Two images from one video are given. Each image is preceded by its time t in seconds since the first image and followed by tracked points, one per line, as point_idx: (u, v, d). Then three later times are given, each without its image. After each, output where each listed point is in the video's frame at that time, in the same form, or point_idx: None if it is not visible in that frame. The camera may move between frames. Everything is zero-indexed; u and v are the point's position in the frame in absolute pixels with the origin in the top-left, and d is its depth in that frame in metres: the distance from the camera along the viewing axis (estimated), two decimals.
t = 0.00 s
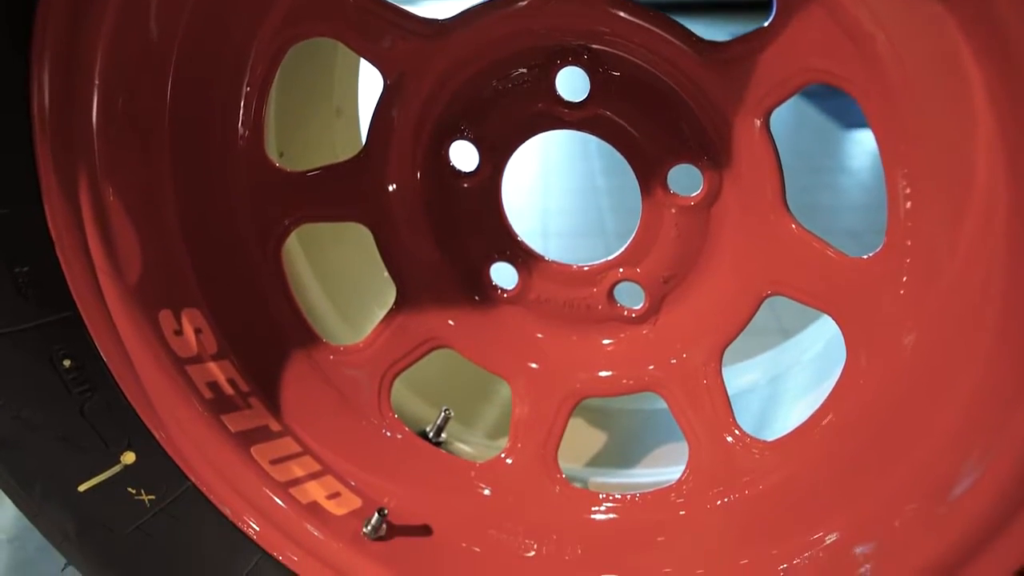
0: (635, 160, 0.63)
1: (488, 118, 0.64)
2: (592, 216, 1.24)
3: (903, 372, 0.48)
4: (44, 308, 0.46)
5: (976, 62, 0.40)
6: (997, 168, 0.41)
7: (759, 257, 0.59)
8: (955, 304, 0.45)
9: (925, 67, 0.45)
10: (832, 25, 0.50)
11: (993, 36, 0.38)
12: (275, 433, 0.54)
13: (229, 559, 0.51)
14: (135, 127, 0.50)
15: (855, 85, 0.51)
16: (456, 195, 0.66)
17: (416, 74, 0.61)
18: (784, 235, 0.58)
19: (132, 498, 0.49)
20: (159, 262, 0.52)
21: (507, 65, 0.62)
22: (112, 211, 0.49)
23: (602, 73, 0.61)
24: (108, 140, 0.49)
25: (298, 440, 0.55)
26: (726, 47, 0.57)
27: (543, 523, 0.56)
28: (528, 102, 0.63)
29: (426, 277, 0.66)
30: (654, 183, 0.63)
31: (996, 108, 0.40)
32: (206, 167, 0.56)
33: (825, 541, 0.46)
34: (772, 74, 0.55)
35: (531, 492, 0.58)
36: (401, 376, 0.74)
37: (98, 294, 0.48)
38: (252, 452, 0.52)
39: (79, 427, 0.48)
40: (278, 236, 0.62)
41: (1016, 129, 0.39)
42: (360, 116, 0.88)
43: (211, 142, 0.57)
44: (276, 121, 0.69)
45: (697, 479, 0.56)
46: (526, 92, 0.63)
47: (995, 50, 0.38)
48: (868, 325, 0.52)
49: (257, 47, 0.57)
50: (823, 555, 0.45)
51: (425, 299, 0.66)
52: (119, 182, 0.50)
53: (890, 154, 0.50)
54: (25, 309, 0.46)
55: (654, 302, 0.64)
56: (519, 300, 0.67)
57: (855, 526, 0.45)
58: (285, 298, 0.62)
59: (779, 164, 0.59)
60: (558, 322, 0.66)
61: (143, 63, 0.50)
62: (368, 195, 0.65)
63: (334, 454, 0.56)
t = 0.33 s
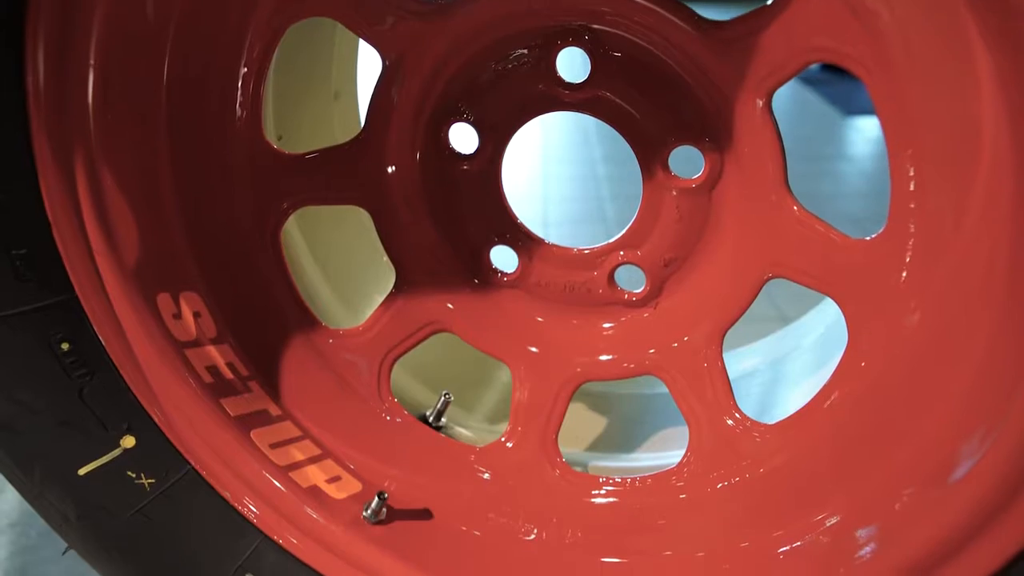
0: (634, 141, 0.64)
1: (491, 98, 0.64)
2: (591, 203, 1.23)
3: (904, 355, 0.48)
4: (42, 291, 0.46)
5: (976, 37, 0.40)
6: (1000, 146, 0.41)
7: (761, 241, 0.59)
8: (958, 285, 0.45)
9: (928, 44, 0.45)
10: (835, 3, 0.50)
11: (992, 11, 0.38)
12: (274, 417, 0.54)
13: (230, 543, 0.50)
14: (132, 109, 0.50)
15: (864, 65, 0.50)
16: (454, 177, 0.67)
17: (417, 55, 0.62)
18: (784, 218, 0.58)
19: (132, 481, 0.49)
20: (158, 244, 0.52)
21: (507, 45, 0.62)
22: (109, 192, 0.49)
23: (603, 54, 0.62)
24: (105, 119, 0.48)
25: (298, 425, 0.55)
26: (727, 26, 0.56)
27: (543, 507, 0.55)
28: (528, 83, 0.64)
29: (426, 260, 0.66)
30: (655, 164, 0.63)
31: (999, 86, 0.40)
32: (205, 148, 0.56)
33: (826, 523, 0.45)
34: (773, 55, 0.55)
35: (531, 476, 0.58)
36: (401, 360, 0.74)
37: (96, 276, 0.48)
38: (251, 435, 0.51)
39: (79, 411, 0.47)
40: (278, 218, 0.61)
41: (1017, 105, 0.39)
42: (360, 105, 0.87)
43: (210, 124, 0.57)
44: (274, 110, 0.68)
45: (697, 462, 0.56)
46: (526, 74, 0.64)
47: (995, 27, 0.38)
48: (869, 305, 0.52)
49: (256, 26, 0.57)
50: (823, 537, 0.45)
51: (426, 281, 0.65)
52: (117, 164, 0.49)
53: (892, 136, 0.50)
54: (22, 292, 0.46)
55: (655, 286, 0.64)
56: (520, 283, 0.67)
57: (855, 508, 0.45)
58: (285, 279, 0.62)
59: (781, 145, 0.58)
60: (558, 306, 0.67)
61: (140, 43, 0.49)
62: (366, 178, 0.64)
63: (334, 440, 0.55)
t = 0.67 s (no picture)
0: (634, 125, 0.63)
1: (491, 82, 0.64)
2: (591, 191, 1.23)
3: (905, 339, 0.48)
4: (40, 276, 0.46)
5: (978, 16, 0.40)
6: (1004, 127, 0.41)
7: (762, 226, 0.59)
8: (961, 269, 0.44)
9: (932, 24, 0.44)
10: None
11: None
12: (274, 403, 0.54)
13: (230, 528, 0.50)
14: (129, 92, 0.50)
15: (868, 47, 0.49)
16: (455, 161, 0.66)
17: (416, 37, 0.62)
18: (786, 202, 0.57)
19: (132, 467, 0.49)
20: (156, 228, 0.52)
21: (507, 28, 0.62)
22: (106, 176, 0.48)
23: (603, 36, 0.62)
24: (103, 102, 0.48)
25: (298, 410, 0.55)
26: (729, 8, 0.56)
27: (543, 492, 0.55)
28: (528, 67, 0.63)
29: (426, 244, 0.66)
30: (656, 148, 0.63)
31: (1005, 66, 0.40)
32: (203, 132, 0.56)
33: (827, 508, 0.45)
34: (775, 37, 0.54)
35: (530, 461, 0.58)
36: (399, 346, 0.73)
37: (94, 261, 0.48)
38: (251, 421, 0.51)
39: (78, 397, 0.47)
40: (276, 203, 0.61)
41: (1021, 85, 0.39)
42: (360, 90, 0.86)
43: (208, 107, 0.56)
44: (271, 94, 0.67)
45: (697, 447, 0.56)
46: (526, 57, 0.63)
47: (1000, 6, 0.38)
48: (871, 288, 0.51)
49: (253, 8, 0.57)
50: (824, 521, 0.45)
51: (426, 266, 0.65)
52: (114, 147, 0.49)
53: (894, 119, 0.50)
54: (19, 277, 0.45)
55: (655, 271, 0.64)
56: (519, 269, 0.67)
57: (857, 493, 0.45)
58: (284, 264, 0.61)
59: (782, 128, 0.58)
60: (558, 291, 0.66)
61: (136, 25, 0.49)
62: (364, 163, 0.64)
63: (334, 426, 0.55)
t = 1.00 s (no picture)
0: (636, 109, 0.63)
1: (491, 66, 0.64)
2: (591, 181, 1.22)
3: (908, 323, 0.47)
4: (37, 260, 0.46)
5: None
6: (1009, 108, 0.40)
7: (763, 210, 0.58)
8: (965, 251, 0.44)
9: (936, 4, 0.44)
10: None
11: None
12: (274, 388, 0.54)
13: (230, 513, 0.49)
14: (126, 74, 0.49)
15: (872, 29, 0.49)
16: (455, 145, 0.66)
17: (415, 20, 0.62)
18: (788, 186, 0.57)
19: (132, 453, 0.48)
20: (154, 211, 0.51)
21: (506, 10, 0.62)
22: (104, 158, 0.48)
23: (604, 18, 0.61)
24: (100, 84, 0.47)
25: (298, 396, 0.54)
26: None
27: (543, 477, 0.55)
28: (529, 50, 0.63)
29: (423, 228, 0.66)
30: (658, 133, 0.62)
31: (1010, 46, 0.39)
32: (200, 116, 0.55)
33: (828, 493, 0.45)
34: (777, 19, 0.54)
35: (530, 446, 0.58)
36: (400, 332, 0.74)
37: (92, 244, 0.47)
38: (250, 408, 0.51)
39: (76, 382, 0.47)
40: (276, 187, 0.61)
41: None
42: (360, 73, 0.85)
43: (205, 91, 0.56)
44: (270, 78, 0.66)
45: (698, 433, 0.56)
46: (526, 39, 0.63)
47: None
48: (873, 272, 0.51)
49: None
50: (825, 506, 0.45)
51: (426, 251, 0.65)
52: (111, 130, 0.48)
53: (898, 101, 0.49)
54: (16, 262, 0.45)
55: (656, 256, 0.64)
56: (520, 254, 0.66)
57: (858, 478, 0.44)
58: (283, 249, 0.61)
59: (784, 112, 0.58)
60: (558, 276, 0.66)
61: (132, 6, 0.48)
62: (364, 147, 0.64)
63: (334, 412, 0.55)
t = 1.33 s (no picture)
0: (637, 92, 0.62)
1: (490, 48, 0.63)
2: (591, 168, 1.22)
3: (911, 307, 0.47)
4: (33, 244, 0.45)
5: None
6: (1014, 89, 0.40)
7: (765, 194, 0.58)
8: (968, 235, 0.44)
9: None
10: None
11: None
12: (273, 373, 0.53)
13: (230, 499, 0.49)
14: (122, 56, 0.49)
15: (876, 9, 0.48)
16: (454, 129, 0.65)
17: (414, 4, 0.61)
18: (790, 170, 0.57)
19: (131, 438, 0.48)
20: (151, 195, 0.51)
21: None
22: (100, 142, 0.48)
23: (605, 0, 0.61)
24: (96, 67, 0.47)
25: (298, 381, 0.54)
26: None
27: (542, 462, 0.55)
28: (529, 32, 0.62)
29: (422, 213, 0.65)
30: (660, 116, 0.62)
31: (1015, 25, 0.39)
32: (198, 98, 0.55)
33: (829, 478, 0.45)
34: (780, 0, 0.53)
35: (531, 431, 0.58)
36: (400, 318, 0.73)
37: (90, 229, 0.47)
38: (250, 393, 0.51)
39: (75, 367, 0.47)
40: (274, 171, 0.60)
41: None
42: (360, 58, 0.85)
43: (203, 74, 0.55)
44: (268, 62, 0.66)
45: (698, 417, 0.56)
46: (526, 22, 0.62)
47: None
48: (875, 256, 0.51)
49: None
50: (825, 490, 0.44)
51: (426, 236, 0.65)
52: (107, 113, 0.48)
53: (901, 83, 0.49)
54: (14, 247, 0.45)
55: (657, 240, 0.63)
56: (520, 239, 0.66)
57: (859, 463, 0.44)
58: (282, 233, 0.61)
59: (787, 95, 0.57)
60: (559, 261, 0.66)
61: None
62: (363, 131, 0.63)
63: (333, 397, 0.55)
